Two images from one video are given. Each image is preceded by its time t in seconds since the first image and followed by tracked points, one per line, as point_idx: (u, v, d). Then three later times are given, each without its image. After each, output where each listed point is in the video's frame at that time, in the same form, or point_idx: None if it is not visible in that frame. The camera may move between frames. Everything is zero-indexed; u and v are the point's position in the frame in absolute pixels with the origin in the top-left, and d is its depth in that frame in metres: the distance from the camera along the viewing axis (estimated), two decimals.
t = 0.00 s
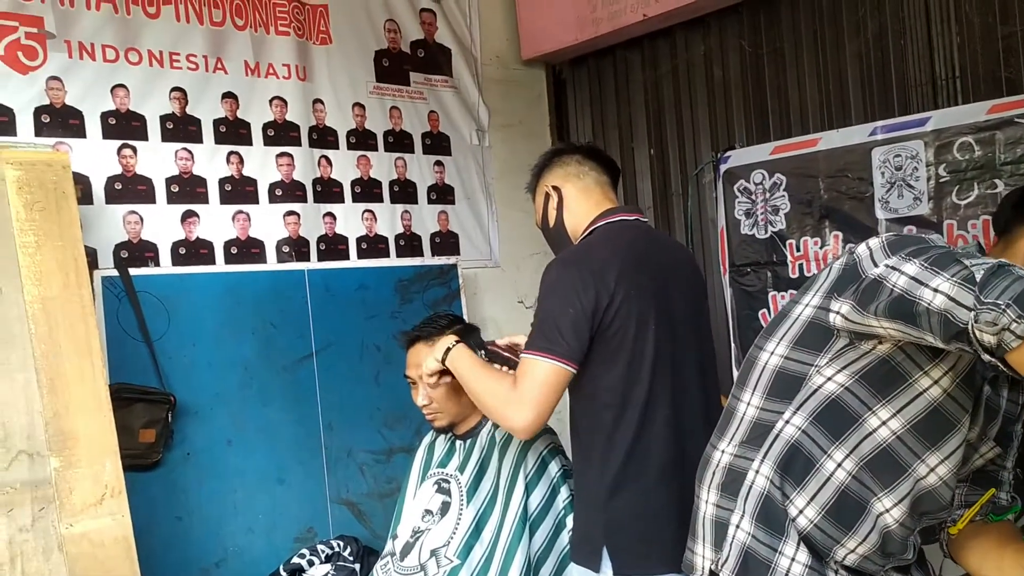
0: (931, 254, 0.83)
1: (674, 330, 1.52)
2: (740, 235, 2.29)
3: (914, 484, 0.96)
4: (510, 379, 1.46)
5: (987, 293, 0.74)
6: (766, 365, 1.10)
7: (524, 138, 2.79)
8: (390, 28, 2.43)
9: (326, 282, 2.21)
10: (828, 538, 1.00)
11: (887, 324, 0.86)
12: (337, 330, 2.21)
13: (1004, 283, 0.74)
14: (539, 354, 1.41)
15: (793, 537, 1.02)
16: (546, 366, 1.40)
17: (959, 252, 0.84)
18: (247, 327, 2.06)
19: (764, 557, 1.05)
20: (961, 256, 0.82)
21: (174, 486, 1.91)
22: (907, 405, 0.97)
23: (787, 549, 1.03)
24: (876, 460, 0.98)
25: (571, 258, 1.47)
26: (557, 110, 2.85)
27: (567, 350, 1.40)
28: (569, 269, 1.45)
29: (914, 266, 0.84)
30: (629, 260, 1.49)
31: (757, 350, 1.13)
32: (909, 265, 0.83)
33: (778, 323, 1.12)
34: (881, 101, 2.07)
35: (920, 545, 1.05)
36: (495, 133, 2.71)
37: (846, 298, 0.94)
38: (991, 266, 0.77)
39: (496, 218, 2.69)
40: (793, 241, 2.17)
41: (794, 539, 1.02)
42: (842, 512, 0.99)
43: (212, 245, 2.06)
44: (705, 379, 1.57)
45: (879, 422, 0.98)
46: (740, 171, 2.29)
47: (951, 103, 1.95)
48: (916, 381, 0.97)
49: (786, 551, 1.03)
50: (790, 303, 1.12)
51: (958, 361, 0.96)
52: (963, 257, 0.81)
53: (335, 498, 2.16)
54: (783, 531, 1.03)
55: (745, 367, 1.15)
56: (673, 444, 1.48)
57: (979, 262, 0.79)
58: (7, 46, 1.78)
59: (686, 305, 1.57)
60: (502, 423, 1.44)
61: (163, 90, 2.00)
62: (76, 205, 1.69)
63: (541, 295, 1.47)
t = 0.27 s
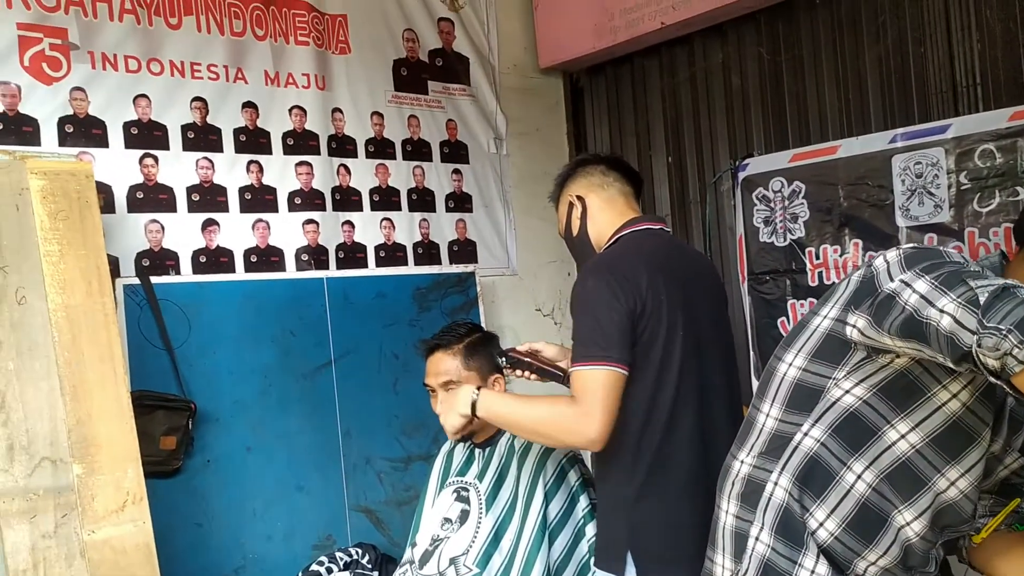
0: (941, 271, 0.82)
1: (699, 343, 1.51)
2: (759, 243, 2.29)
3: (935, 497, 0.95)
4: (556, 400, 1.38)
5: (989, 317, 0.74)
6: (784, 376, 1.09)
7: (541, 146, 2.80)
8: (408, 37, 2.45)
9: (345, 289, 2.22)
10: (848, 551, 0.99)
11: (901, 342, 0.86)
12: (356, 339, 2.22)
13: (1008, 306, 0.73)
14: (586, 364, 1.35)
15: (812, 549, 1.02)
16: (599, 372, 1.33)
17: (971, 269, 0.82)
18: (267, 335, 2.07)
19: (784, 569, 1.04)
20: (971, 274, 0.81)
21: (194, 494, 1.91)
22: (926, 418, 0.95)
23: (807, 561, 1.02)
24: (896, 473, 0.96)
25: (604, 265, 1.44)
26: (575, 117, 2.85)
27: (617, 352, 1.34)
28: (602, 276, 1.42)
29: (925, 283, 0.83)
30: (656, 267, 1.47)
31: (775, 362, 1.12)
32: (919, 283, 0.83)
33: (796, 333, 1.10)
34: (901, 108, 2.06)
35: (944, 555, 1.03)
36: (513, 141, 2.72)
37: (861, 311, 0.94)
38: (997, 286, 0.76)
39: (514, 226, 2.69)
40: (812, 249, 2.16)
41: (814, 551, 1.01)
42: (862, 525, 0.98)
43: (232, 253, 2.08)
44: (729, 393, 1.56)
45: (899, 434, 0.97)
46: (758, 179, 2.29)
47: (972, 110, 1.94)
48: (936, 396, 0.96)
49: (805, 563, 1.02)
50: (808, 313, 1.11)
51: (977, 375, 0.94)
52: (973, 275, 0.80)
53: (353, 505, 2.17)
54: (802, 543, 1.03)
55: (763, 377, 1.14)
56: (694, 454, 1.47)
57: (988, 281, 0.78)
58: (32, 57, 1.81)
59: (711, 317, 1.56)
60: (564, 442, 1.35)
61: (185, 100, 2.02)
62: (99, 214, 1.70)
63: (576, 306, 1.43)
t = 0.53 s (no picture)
0: (953, 286, 0.82)
1: (724, 350, 1.46)
2: (775, 249, 2.28)
3: (952, 507, 0.94)
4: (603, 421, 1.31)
5: (997, 336, 0.74)
6: (800, 385, 1.08)
7: (557, 152, 2.80)
8: (424, 44, 2.46)
9: (361, 296, 2.23)
10: (866, 561, 0.98)
11: (913, 355, 0.87)
12: (372, 345, 2.23)
13: (1016, 325, 0.73)
14: (632, 370, 1.31)
15: (829, 559, 1.01)
16: (648, 374, 1.29)
17: (984, 284, 0.82)
18: (284, 341, 2.08)
19: None
20: (984, 290, 0.80)
21: (212, 500, 1.92)
22: (942, 429, 0.95)
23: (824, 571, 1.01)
24: (912, 483, 0.96)
25: (635, 267, 1.41)
26: (590, 124, 2.86)
27: (656, 351, 1.30)
28: (634, 279, 1.38)
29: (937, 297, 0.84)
30: (685, 271, 1.44)
31: (792, 370, 1.11)
32: (930, 298, 0.84)
33: (812, 341, 1.10)
34: (919, 113, 2.04)
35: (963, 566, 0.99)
36: (528, 148, 2.72)
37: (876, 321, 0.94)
38: (1007, 304, 0.76)
39: (529, 232, 2.69)
40: (829, 255, 2.15)
41: (830, 562, 1.00)
42: (880, 534, 0.97)
43: (249, 260, 2.09)
44: (755, 405, 1.51)
45: (915, 445, 0.96)
46: (774, 185, 2.28)
47: (991, 116, 1.92)
48: (951, 407, 0.94)
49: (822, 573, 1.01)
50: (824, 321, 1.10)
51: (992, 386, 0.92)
52: (985, 290, 0.80)
53: (369, 511, 2.17)
54: (819, 553, 1.02)
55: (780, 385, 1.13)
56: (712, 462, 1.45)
57: (1000, 298, 0.78)
58: (53, 66, 1.83)
59: (735, 321, 1.51)
60: (631, 457, 1.29)
61: (203, 107, 2.03)
62: (117, 221, 1.71)
63: (609, 313, 1.40)
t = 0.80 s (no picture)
0: (967, 301, 0.82)
1: (749, 356, 1.44)
2: (793, 255, 2.27)
3: (975, 518, 0.93)
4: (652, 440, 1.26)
5: (1006, 356, 0.75)
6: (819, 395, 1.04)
7: (573, 158, 2.80)
8: (440, 51, 2.47)
9: (379, 302, 2.24)
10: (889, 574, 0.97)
11: (929, 368, 0.88)
12: (389, 351, 2.23)
13: None
14: (672, 370, 1.28)
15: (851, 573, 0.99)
16: (687, 374, 1.27)
17: (999, 297, 0.82)
18: (301, 348, 2.09)
19: None
20: (998, 304, 0.80)
21: (230, 505, 1.93)
22: (963, 439, 0.94)
23: None
24: (935, 492, 0.95)
25: (665, 270, 1.41)
26: (606, 130, 2.85)
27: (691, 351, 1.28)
28: (667, 284, 1.37)
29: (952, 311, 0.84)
30: (713, 276, 1.43)
31: (809, 379, 1.07)
32: (945, 313, 0.84)
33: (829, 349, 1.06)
34: (938, 118, 2.03)
35: None
36: (544, 154, 2.72)
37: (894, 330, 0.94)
38: (1017, 322, 0.76)
39: (545, 238, 2.69)
40: (848, 261, 2.14)
41: None
42: (903, 547, 0.96)
43: (267, 266, 2.10)
44: (777, 413, 1.49)
45: (937, 456, 0.95)
46: (792, 191, 2.27)
47: (1011, 121, 1.91)
48: (971, 418, 0.94)
49: None
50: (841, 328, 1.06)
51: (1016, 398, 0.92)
52: (999, 305, 0.80)
53: (386, 517, 2.17)
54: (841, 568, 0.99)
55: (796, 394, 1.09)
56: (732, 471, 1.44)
57: (1012, 314, 0.78)
58: (74, 75, 1.85)
59: (759, 326, 1.49)
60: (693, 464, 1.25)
61: (221, 115, 2.05)
62: (137, 227, 1.73)
63: (644, 315, 1.38)
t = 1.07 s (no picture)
0: (978, 311, 0.73)
1: (766, 365, 1.44)
2: (807, 260, 2.26)
3: (991, 528, 0.78)
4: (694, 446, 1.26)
5: (1017, 373, 0.65)
6: (835, 400, 0.91)
7: (586, 163, 2.80)
8: (453, 57, 2.47)
9: (391, 307, 2.24)
10: None
11: (943, 381, 0.78)
12: (402, 356, 2.24)
13: None
14: (705, 372, 1.28)
15: None
16: (721, 375, 1.27)
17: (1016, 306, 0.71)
18: (315, 353, 2.10)
19: None
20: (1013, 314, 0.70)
21: (244, 510, 1.94)
22: (984, 447, 0.80)
23: None
24: (952, 501, 0.80)
25: (688, 275, 1.41)
26: (620, 135, 2.85)
27: (720, 353, 1.28)
28: (692, 285, 1.38)
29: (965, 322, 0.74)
30: (736, 282, 1.43)
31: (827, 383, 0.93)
32: (955, 325, 0.75)
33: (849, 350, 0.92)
34: (953, 121, 2.02)
35: None
36: (556, 159, 2.73)
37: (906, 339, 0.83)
38: None
39: (558, 243, 2.70)
40: (862, 267, 2.13)
41: None
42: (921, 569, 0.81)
43: (281, 271, 2.11)
44: (794, 420, 1.48)
45: (953, 464, 0.81)
46: (806, 196, 2.27)
47: None
48: (987, 425, 0.80)
49: None
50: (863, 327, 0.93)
51: None
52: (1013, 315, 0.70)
53: (399, 522, 2.18)
54: None
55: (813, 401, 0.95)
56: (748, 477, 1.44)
57: None
58: (91, 82, 1.86)
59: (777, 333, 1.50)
60: (736, 465, 1.25)
61: (236, 121, 2.06)
62: (153, 232, 1.73)
63: (669, 319, 1.39)
